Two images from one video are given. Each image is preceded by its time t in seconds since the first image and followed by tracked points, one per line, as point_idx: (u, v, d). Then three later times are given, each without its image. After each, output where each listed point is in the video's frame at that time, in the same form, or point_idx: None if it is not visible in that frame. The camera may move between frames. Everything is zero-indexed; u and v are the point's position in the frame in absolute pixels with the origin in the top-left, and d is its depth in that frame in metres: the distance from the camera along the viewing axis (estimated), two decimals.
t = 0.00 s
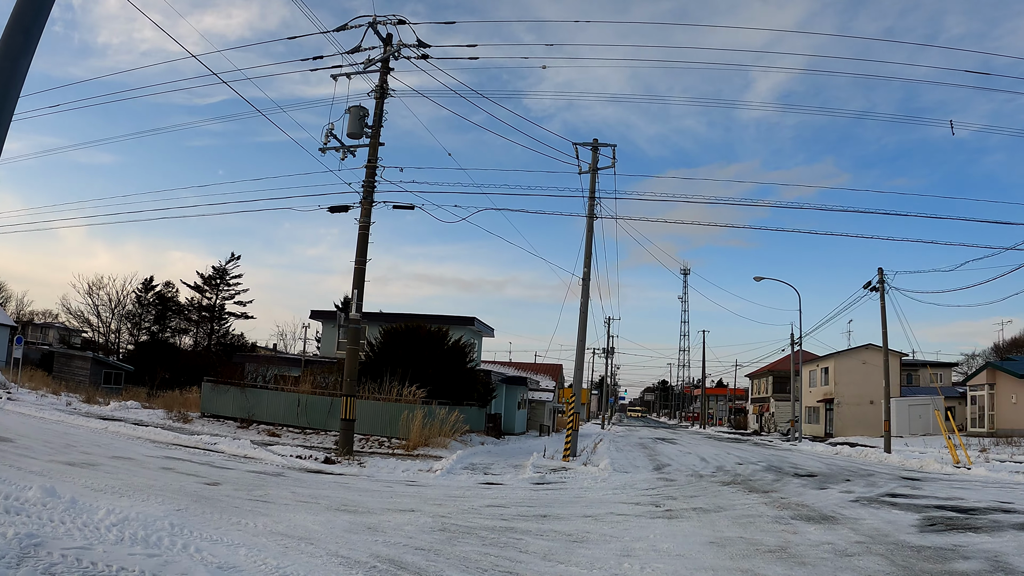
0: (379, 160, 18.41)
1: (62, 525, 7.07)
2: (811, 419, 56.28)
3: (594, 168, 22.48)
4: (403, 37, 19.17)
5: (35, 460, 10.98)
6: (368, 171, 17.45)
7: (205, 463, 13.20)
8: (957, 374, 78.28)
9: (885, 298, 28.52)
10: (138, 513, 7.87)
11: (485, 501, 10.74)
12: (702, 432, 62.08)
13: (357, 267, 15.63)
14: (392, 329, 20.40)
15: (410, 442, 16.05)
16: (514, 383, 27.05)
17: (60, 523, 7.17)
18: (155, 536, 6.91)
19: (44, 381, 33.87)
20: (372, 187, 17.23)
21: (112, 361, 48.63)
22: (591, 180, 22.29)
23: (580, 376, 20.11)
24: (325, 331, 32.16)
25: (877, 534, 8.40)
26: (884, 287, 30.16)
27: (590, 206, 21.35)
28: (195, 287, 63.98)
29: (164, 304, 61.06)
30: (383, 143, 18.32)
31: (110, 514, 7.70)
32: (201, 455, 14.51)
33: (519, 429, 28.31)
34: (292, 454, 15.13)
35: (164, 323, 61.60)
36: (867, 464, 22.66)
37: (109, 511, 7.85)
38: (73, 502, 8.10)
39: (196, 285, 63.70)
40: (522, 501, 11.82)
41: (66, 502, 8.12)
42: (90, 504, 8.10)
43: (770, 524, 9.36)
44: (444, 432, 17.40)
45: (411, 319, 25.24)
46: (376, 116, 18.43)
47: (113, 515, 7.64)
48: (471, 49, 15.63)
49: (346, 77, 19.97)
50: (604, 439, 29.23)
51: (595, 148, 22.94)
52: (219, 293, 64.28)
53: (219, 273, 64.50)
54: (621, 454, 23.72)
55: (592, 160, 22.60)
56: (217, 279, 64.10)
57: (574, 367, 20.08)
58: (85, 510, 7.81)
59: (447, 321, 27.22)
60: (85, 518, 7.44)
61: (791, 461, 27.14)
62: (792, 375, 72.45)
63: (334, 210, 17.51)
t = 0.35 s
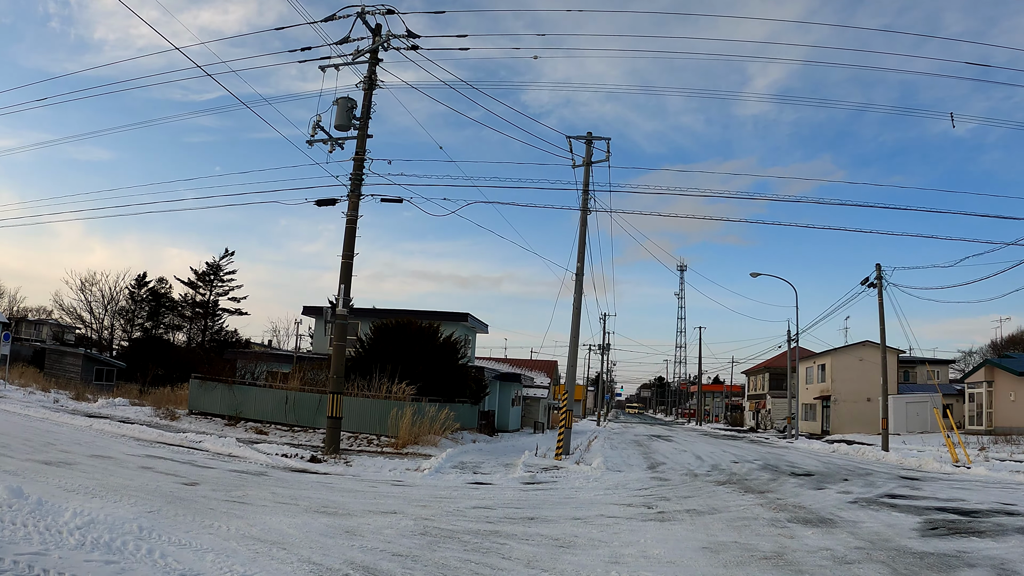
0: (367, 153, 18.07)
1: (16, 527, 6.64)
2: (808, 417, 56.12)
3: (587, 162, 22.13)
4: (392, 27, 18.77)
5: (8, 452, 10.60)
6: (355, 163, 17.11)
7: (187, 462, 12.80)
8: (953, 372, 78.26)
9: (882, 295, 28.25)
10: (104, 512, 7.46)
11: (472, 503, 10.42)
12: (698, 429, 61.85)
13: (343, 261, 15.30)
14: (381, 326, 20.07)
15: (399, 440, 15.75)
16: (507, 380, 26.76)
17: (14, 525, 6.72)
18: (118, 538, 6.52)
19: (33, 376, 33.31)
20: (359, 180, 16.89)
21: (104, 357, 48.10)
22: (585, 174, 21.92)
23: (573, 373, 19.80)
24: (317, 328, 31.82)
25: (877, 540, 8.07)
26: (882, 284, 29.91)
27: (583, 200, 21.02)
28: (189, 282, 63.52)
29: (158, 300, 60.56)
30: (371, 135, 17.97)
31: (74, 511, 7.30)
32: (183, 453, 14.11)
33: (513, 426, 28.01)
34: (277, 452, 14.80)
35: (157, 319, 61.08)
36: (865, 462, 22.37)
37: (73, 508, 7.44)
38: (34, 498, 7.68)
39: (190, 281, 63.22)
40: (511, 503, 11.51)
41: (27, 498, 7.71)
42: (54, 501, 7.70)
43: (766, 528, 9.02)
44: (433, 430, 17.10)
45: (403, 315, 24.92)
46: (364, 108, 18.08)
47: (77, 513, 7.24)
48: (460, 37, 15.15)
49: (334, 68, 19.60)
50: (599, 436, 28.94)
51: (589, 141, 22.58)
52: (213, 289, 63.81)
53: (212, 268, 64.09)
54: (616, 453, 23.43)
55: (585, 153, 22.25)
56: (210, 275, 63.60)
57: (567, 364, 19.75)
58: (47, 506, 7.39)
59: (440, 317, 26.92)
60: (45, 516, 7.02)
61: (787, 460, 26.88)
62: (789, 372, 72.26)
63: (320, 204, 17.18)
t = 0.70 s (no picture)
0: (359, 144, 17.69)
1: None
2: (807, 412, 55.92)
3: (584, 154, 21.78)
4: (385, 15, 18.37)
5: None
6: (347, 154, 16.73)
7: (174, 460, 12.43)
8: (952, 367, 78.21)
9: (882, 289, 27.99)
10: (77, 510, 7.08)
11: (466, 505, 10.14)
12: (698, 426, 61.59)
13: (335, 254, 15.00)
14: (376, 321, 19.73)
15: (393, 437, 15.45)
16: (504, 375, 26.49)
17: None
18: (90, 538, 6.15)
19: (25, 373, 32.89)
20: (351, 171, 16.53)
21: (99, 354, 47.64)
22: (582, 167, 21.57)
23: (571, 369, 19.48)
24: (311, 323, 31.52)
25: (887, 540, 7.78)
26: (883, 277, 29.62)
27: (580, 193, 20.69)
28: (184, 279, 63.06)
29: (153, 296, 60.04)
30: (364, 125, 17.60)
31: (45, 508, 6.91)
32: (171, 450, 13.76)
33: (510, 422, 27.72)
34: (268, 450, 14.45)
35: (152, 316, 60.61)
36: (867, 458, 22.12)
37: (44, 506, 7.05)
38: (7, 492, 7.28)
39: (185, 278, 62.79)
40: (506, 505, 11.20)
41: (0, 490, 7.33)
42: (28, 495, 7.31)
43: (772, 527, 8.74)
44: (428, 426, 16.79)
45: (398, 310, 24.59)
46: (356, 97, 17.71)
47: (48, 510, 6.85)
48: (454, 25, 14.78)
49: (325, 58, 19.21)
50: (598, 433, 28.61)
51: (586, 133, 22.23)
52: (209, 286, 63.36)
53: (208, 265, 63.66)
54: (614, 449, 23.15)
55: (583, 145, 21.89)
56: (206, 272, 63.15)
57: (565, 359, 19.43)
58: (21, 500, 7.02)
59: (436, 312, 26.59)
60: (14, 508, 6.63)
61: (787, 456, 26.59)
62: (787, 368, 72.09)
63: (311, 195, 16.82)
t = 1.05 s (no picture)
0: (356, 135, 17.31)
1: None
2: (812, 407, 55.52)
3: (586, 145, 21.38)
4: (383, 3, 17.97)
5: None
6: (343, 145, 16.35)
7: (166, 459, 12.10)
8: (956, 362, 77.68)
9: (889, 282, 27.54)
10: (54, 514, 6.75)
11: (464, 512, 9.88)
12: (701, 421, 61.25)
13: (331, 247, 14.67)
14: (374, 316, 19.39)
15: (391, 435, 15.11)
16: (506, 371, 26.13)
17: None
18: (64, 543, 5.81)
19: (23, 370, 32.62)
20: (348, 162, 16.17)
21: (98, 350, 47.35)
22: (584, 159, 21.17)
23: (573, 364, 19.12)
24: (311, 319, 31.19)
25: (905, 542, 7.44)
26: (889, 270, 29.18)
27: (582, 185, 20.31)
28: (184, 275, 62.79)
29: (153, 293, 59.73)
30: (360, 116, 17.23)
31: (20, 511, 6.57)
32: (164, 449, 13.44)
33: (513, 418, 27.37)
34: (264, 448, 14.14)
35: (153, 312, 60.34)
36: (874, 454, 21.72)
37: (21, 509, 6.70)
38: None
39: (186, 274, 62.51)
40: (506, 511, 10.92)
41: None
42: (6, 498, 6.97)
43: (783, 530, 8.41)
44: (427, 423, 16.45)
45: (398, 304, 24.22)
46: (353, 88, 17.33)
47: (23, 514, 6.50)
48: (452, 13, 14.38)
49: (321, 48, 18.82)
50: (601, 428, 28.29)
51: (588, 124, 21.79)
52: (209, 282, 63.04)
53: (208, 262, 63.35)
54: (617, 445, 22.83)
55: (585, 136, 21.46)
56: (206, 268, 62.81)
57: (567, 354, 19.07)
58: None
59: (437, 307, 26.23)
60: None
61: (792, 452, 26.18)
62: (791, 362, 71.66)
63: (307, 187, 16.47)
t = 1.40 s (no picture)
0: (357, 124, 16.97)
1: None
2: (820, 404, 55.00)
3: (592, 136, 20.99)
4: None
5: None
6: (343, 134, 16.00)
7: (161, 455, 11.80)
8: (966, 359, 76.98)
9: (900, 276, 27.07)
10: (34, 511, 6.26)
11: (466, 512, 9.97)
12: (707, 417, 60.85)
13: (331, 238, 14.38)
14: (377, 310, 19.09)
15: (392, 431, 14.81)
16: (512, 366, 25.85)
17: None
18: (39, 544, 5.47)
19: (25, 366, 32.48)
20: (348, 152, 15.86)
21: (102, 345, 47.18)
22: (590, 150, 20.79)
23: (579, 359, 18.77)
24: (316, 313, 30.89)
25: (926, 546, 7.05)
26: (900, 265, 28.68)
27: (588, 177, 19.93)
28: (190, 271, 62.65)
29: (157, 287, 59.64)
30: (361, 105, 16.91)
31: None
32: (161, 445, 13.18)
33: (519, 414, 27.09)
34: (262, 444, 13.85)
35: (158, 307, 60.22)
36: (884, 452, 21.30)
37: None
38: None
39: (192, 269, 62.37)
40: (508, 512, 10.70)
41: None
42: None
43: (797, 532, 8.04)
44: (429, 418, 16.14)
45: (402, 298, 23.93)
46: (353, 76, 17.00)
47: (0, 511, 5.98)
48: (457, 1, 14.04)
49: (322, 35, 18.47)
50: (608, 425, 27.91)
51: (594, 114, 21.39)
52: (214, 277, 62.89)
53: (214, 257, 63.21)
54: (624, 442, 22.50)
55: (591, 127, 21.06)
56: (211, 264, 62.68)
57: (573, 349, 18.73)
58: None
59: (442, 301, 25.91)
60: None
61: (799, 449, 25.80)
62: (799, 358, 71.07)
63: (307, 177, 16.19)
